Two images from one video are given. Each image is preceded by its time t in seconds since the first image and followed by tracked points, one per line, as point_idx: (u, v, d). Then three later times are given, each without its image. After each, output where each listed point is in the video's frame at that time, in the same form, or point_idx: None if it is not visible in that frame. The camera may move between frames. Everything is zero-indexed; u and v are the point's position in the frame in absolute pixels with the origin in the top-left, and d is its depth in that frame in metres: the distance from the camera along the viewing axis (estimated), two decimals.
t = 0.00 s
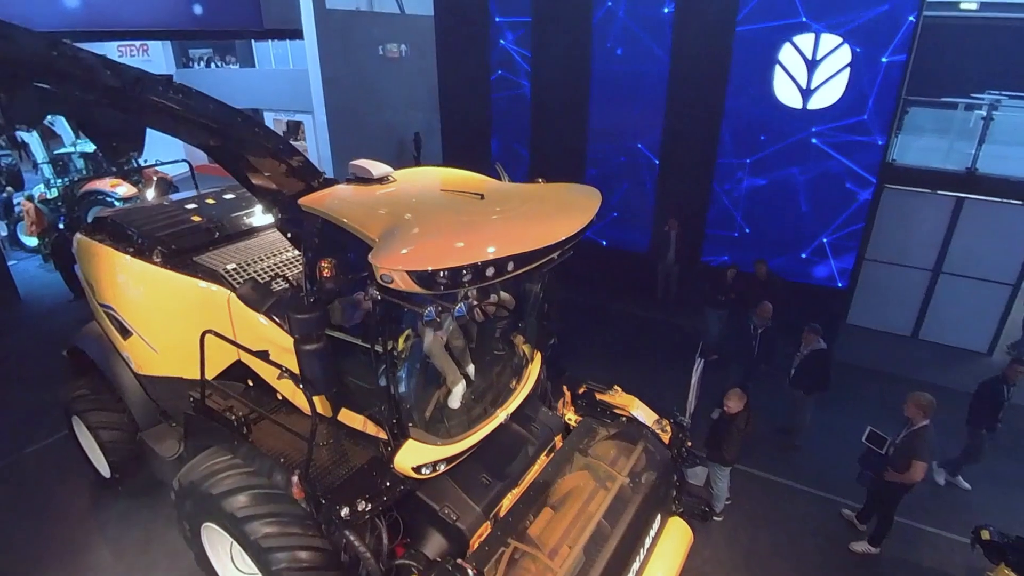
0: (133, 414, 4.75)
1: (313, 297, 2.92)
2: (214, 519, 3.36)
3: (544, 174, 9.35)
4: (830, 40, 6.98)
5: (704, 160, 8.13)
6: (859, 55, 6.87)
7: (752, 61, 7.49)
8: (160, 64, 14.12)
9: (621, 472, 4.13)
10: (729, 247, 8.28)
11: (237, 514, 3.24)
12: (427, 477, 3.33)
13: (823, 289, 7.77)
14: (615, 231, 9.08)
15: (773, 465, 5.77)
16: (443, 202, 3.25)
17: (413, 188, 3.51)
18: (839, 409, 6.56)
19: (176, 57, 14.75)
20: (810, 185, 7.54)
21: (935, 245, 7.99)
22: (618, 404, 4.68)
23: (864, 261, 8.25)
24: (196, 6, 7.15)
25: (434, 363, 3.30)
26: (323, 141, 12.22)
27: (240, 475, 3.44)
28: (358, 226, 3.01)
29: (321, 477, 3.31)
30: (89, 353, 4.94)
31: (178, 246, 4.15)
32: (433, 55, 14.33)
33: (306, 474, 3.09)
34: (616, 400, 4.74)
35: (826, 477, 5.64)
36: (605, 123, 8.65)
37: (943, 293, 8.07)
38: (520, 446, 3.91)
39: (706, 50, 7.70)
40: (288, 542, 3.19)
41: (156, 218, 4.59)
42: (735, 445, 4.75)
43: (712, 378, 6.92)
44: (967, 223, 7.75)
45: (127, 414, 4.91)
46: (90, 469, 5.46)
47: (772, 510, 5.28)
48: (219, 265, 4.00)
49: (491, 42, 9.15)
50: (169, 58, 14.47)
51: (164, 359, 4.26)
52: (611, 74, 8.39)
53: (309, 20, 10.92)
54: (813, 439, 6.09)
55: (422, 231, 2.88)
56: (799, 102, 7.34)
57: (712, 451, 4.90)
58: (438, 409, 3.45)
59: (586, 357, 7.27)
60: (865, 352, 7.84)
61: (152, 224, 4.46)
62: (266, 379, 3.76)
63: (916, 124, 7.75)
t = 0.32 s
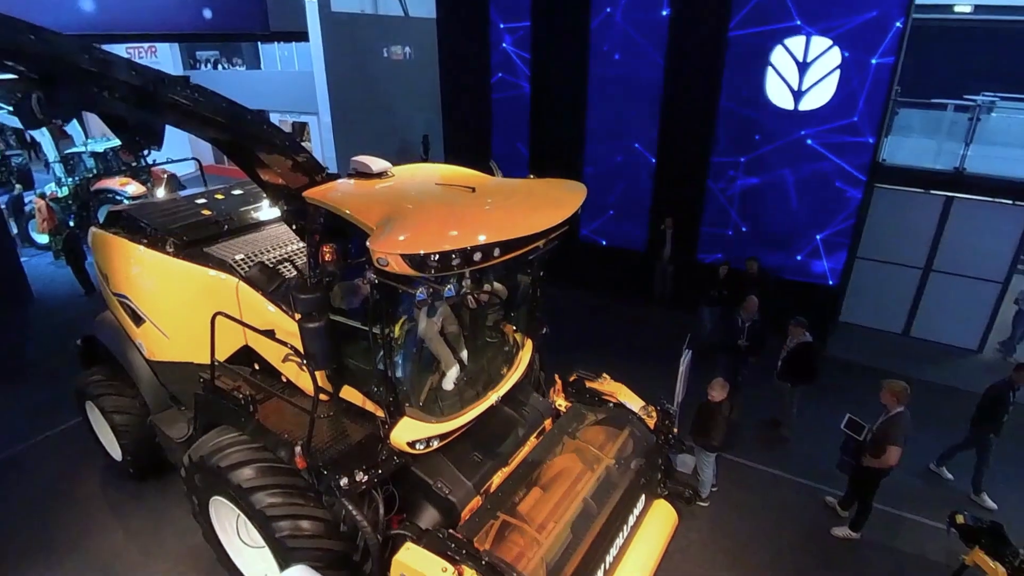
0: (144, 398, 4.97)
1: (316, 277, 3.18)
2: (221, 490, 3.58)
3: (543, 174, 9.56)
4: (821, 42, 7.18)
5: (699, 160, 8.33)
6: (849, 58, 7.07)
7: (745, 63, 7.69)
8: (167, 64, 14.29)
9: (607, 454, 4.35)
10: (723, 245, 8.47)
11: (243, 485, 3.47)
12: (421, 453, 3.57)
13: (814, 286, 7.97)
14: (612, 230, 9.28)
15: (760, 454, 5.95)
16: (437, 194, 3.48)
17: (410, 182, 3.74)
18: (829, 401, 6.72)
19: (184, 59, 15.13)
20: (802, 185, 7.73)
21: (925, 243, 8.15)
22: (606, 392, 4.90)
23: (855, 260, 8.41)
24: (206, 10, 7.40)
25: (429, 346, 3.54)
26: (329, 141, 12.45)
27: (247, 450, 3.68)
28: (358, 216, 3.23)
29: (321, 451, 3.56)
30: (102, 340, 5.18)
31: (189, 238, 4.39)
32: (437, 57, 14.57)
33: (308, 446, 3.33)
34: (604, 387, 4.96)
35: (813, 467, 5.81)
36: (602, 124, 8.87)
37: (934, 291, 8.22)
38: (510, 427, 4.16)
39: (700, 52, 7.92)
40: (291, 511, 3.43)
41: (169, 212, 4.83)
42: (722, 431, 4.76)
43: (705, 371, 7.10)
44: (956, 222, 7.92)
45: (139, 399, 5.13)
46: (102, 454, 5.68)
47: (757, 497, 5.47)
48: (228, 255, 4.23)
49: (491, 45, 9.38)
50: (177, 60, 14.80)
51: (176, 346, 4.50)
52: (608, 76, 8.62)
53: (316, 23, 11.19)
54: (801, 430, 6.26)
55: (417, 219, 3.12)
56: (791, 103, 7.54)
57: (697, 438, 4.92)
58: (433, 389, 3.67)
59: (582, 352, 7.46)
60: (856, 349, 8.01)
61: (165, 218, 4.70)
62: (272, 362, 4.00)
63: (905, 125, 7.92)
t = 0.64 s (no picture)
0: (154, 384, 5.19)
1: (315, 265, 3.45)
2: (227, 466, 3.82)
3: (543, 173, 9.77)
4: (812, 44, 7.34)
5: (694, 160, 8.51)
6: (839, 60, 7.22)
7: (738, 65, 7.86)
8: (177, 66, 14.59)
9: (593, 437, 4.56)
10: (717, 243, 8.63)
11: (247, 460, 3.70)
12: (414, 431, 3.78)
13: (806, 284, 8.13)
14: (610, 228, 9.46)
15: (748, 445, 6.12)
16: (429, 188, 3.71)
17: (404, 177, 3.97)
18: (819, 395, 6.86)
19: (193, 61, 15.45)
20: (795, 183, 7.88)
21: (917, 242, 8.28)
22: (594, 379, 5.10)
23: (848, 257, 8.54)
24: (215, 14, 7.65)
25: (422, 331, 3.75)
26: (335, 141, 12.70)
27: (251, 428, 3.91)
28: (354, 207, 3.45)
29: (320, 430, 3.79)
30: (114, 330, 5.42)
31: (198, 231, 4.62)
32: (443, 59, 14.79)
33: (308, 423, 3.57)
34: (593, 375, 5.17)
35: (800, 458, 5.96)
36: (600, 124, 9.05)
37: (925, 289, 8.33)
38: (500, 411, 4.39)
39: (695, 55, 8.11)
40: (292, 485, 3.67)
41: (179, 207, 5.06)
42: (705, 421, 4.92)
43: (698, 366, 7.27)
44: (946, 220, 8.06)
45: (149, 385, 5.36)
46: (113, 439, 5.92)
47: (743, 484, 5.65)
48: (235, 247, 4.44)
49: (492, 47, 9.58)
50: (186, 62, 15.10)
51: (185, 333, 4.74)
52: (605, 77, 8.81)
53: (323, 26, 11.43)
54: (789, 422, 6.42)
55: (409, 210, 3.34)
56: (783, 104, 7.70)
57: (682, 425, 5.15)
58: (426, 373, 3.89)
59: (578, 347, 7.65)
60: (847, 345, 8.16)
61: (175, 212, 4.94)
62: (275, 348, 4.22)
63: (898, 125, 8.09)
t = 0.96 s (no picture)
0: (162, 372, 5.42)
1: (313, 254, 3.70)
2: (230, 445, 4.04)
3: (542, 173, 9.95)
4: (803, 46, 7.48)
5: (690, 159, 8.67)
6: (830, 60, 7.36)
7: (731, 66, 8.01)
8: (187, 68, 14.89)
9: (580, 423, 4.76)
10: (712, 240, 8.78)
11: (248, 440, 3.93)
12: (407, 414, 3.99)
13: (798, 280, 8.27)
14: (608, 227, 9.61)
15: (737, 436, 6.27)
16: (421, 183, 3.93)
17: (399, 173, 4.18)
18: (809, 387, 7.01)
19: (203, 63, 15.74)
20: (788, 182, 8.03)
21: (909, 239, 8.40)
22: (582, 368, 5.31)
23: (841, 254, 8.67)
24: (223, 18, 7.79)
25: (414, 318, 3.96)
26: (341, 142, 12.93)
27: (253, 411, 4.14)
28: (349, 201, 3.67)
29: (317, 412, 4.01)
30: (124, 321, 5.66)
31: (205, 225, 4.85)
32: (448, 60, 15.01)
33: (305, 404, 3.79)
34: (581, 364, 5.38)
35: (787, 449, 6.10)
36: (597, 124, 9.22)
37: (917, 286, 8.46)
38: (490, 398, 4.60)
39: (690, 56, 8.28)
40: (290, 464, 3.89)
41: (187, 203, 5.29)
42: (688, 408, 5.16)
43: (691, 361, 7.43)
44: (937, 218, 8.18)
45: (157, 373, 5.59)
46: (122, 427, 6.15)
47: (731, 473, 5.80)
48: (239, 240, 4.66)
49: (493, 50, 9.77)
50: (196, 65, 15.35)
51: (192, 323, 4.97)
52: (603, 78, 8.98)
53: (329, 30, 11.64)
54: (778, 414, 6.57)
55: (400, 203, 3.56)
56: (776, 104, 7.85)
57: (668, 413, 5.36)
58: (419, 359, 4.10)
59: (574, 343, 7.82)
60: (840, 341, 8.29)
61: (183, 207, 5.17)
62: (277, 335, 4.44)
63: (887, 125, 8.18)
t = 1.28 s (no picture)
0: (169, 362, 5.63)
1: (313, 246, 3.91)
2: (232, 429, 4.26)
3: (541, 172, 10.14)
4: (794, 49, 7.64)
5: (685, 159, 8.84)
6: (820, 63, 7.52)
7: (725, 67, 8.18)
8: (195, 69, 15.16)
9: (569, 412, 4.94)
10: (706, 239, 8.96)
11: (250, 424, 4.14)
12: (401, 399, 4.19)
13: (790, 278, 8.43)
14: (606, 226, 9.79)
15: (726, 428, 6.45)
16: (415, 180, 4.12)
17: (394, 170, 4.37)
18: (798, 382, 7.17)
19: (211, 64, 16.02)
20: (780, 182, 8.17)
21: (900, 238, 8.55)
22: (572, 360, 5.52)
23: (833, 253, 8.83)
24: (230, 21, 7.94)
25: (409, 309, 4.15)
26: (345, 142, 13.15)
27: (255, 397, 4.34)
28: (346, 196, 3.86)
29: (315, 397, 4.21)
30: (133, 312, 5.88)
31: (210, 220, 5.06)
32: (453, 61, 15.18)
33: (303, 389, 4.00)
34: (571, 356, 5.59)
35: (773, 441, 6.27)
36: (595, 125, 9.41)
37: (908, 284, 8.60)
38: (483, 387, 4.79)
39: (685, 58, 8.45)
40: (290, 447, 4.08)
41: (194, 199, 5.50)
42: (674, 397, 5.39)
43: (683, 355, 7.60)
44: (927, 218, 8.32)
45: (164, 363, 5.81)
46: (130, 415, 6.38)
47: (718, 463, 5.98)
48: (243, 235, 4.87)
49: (493, 52, 9.96)
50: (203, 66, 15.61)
51: (198, 314, 5.18)
52: (600, 79, 9.17)
53: (333, 32, 11.83)
54: (767, 408, 6.74)
55: (394, 198, 3.75)
56: (768, 105, 8.00)
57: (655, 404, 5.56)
58: (413, 348, 4.28)
59: (570, 338, 8.00)
60: (830, 337, 8.45)
61: (191, 203, 5.38)
62: (278, 325, 4.65)
63: (877, 126, 8.23)
